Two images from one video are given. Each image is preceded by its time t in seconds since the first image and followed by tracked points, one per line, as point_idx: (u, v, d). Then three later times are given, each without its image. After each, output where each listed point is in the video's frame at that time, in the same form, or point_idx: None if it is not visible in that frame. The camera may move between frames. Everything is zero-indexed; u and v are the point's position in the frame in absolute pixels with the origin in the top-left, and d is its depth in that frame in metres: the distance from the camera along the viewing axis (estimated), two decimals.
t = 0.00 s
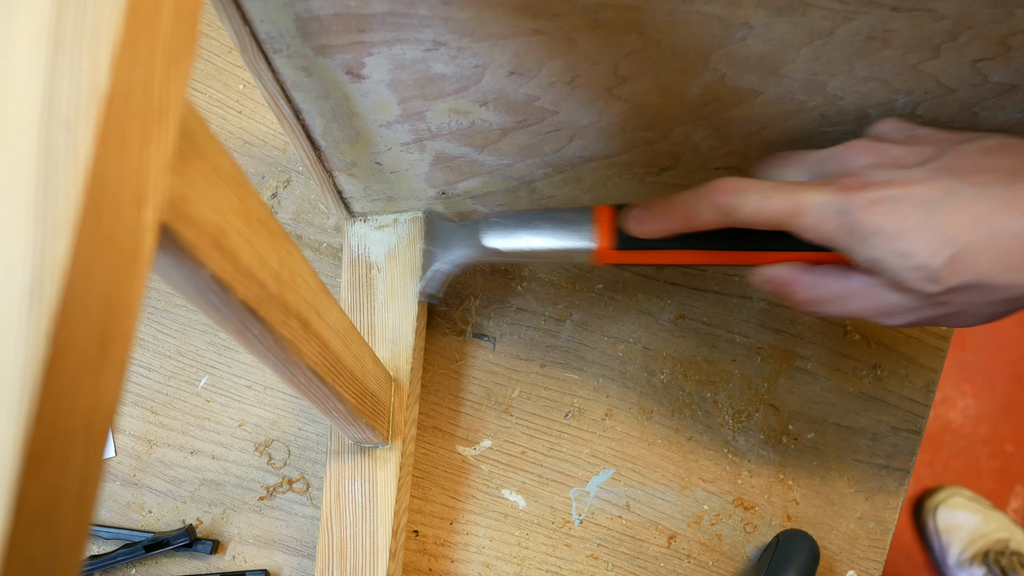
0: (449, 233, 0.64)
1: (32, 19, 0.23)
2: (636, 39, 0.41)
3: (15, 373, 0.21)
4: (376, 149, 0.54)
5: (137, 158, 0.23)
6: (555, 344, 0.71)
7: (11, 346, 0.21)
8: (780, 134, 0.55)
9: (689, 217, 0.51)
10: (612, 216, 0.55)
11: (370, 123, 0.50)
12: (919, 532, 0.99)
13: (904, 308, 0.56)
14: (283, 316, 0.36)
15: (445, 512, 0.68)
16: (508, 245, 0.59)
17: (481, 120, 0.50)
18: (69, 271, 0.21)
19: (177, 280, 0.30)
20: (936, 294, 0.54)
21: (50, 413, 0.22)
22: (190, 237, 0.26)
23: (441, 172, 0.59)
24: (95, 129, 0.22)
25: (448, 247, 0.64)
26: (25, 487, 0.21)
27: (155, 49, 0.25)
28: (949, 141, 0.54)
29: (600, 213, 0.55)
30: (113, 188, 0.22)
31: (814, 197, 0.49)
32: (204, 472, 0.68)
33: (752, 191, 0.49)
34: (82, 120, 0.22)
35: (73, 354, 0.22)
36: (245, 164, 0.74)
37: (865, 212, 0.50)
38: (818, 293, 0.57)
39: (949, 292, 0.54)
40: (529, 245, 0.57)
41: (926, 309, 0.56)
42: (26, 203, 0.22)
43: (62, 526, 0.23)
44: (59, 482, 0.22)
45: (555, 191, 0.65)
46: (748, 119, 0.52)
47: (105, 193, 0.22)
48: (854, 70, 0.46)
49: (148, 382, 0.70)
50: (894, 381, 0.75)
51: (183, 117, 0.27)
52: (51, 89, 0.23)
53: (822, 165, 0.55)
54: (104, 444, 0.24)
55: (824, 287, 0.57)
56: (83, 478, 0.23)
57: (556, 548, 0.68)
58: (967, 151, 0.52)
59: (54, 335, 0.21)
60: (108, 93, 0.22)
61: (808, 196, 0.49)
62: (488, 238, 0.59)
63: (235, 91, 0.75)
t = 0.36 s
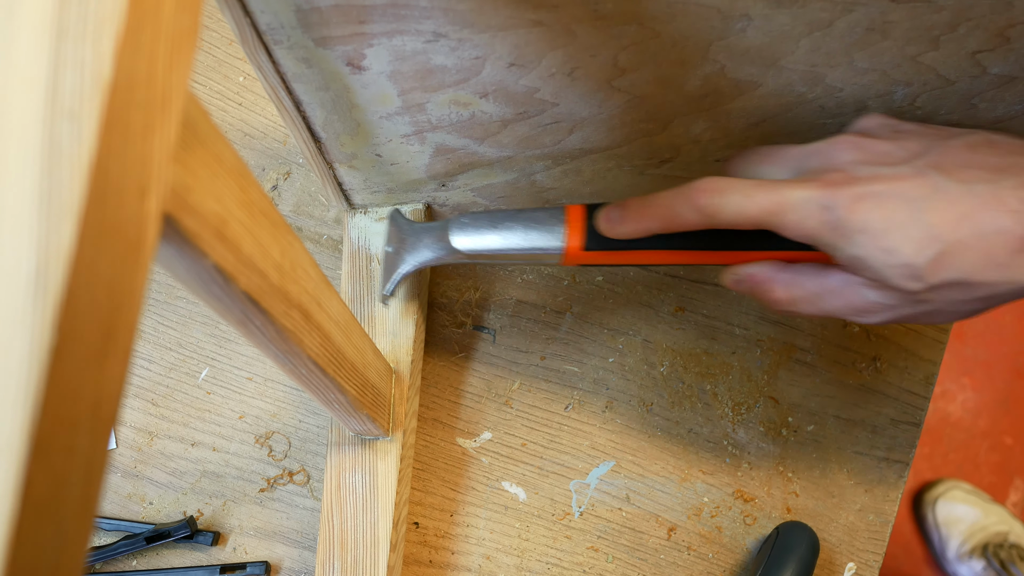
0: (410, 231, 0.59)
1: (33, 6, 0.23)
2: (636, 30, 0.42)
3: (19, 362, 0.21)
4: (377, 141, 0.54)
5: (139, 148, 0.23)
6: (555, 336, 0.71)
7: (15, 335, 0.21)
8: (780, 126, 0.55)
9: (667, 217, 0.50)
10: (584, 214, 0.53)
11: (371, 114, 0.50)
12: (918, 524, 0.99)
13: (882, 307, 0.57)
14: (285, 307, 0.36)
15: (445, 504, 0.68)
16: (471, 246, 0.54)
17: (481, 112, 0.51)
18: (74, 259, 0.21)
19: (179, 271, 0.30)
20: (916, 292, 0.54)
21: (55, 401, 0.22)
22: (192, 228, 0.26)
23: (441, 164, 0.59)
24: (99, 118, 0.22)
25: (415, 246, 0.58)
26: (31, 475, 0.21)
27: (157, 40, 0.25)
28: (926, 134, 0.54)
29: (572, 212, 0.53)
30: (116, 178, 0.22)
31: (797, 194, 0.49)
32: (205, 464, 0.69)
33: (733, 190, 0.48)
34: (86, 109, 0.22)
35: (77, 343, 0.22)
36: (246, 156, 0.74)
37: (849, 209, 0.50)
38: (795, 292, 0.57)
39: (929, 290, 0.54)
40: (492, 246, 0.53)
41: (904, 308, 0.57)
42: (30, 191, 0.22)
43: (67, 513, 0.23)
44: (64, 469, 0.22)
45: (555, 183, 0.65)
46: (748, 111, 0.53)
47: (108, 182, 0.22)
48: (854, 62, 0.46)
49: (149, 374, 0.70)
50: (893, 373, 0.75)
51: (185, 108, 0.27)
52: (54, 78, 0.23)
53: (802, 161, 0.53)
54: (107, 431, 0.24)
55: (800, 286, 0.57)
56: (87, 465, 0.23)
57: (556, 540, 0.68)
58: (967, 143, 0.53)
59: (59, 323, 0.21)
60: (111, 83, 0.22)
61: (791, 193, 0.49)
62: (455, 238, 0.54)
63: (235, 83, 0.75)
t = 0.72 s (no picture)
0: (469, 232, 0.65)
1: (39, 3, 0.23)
2: (641, 29, 0.42)
3: (24, 359, 0.21)
4: (381, 139, 0.54)
5: (144, 146, 0.23)
6: (558, 335, 0.71)
7: (20, 331, 0.21)
8: (785, 124, 0.55)
9: (709, 215, 0.52)
10: (629, 213, 0.55)
11: (375, 113, 0.50)
12: (922, 523, 0.99)
13: (922, 303, 0.57)
14: (289, 305, 0.36)
15: (448, 502, 0.68)
16: (525, 244, 0.59)
17: (485, 111, 0.50)
18: (78, 257, 0.21)
19: (183, 268, 0.30)
20: (957, 289, 0.54)
21: (60, 398, 0.22)
22: (196, 225, 0.26)
23: (445, 162, 0.59)
24: (104, 115, 0.22)
25: (471, 244, 0.64)
26: (36, 472, 0.21)
27: (162, 38, 0.25)
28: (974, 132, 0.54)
29: (618, 211, 0.55)
30: (120, 175, 0.22)
31: (832, 192, 0.50)
32: (209, 461, 0.69)
33: (774, 188, 0.50)
34: (91, 107, 0.22)
35: (81, 340, 0.22)
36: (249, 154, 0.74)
37: (886, 205, 0.51)
38: (838, 288, 0.58)
39: (969, 286, 0.54)
40: (545, 242, 0.58)
41: (945, 304, 0.57)
42: (35, 189, 0.22)
43: (72, 510, 0.23)
44: (68, 466, 0.22)
45: (559, 181, 0.65)
46: (752, 109, 0.53)
47: (113, 180, 0.22)
48: (859, 60, 0.46)
49: (152, 372, 0.70)
50: (897, 372, 0.75)
51: (190, 105, 0.27)
52: (60, 76, 0.23)
53: (842, 160, 0.55)
54: (112, 429, 0.24)
55: (842, 282, 0.58)
56: (91, 463, 0.23)
57: (559, 539, 0.68)
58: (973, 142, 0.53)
59: (64, 321, 0.21)
60: (116, 80, 0.22)
61: (826, 190, 0.50)
62: (511, 237, 0.59)
63: (239, 81, 0.75)
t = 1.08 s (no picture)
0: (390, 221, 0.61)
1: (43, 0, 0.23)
2: (643, 28, 0.42)
3: (28, 355, 0.21)
4: (383, 137, 0.54)
5: (148, 143, 0.23)
6: (561, 333, 0.71)
7: (24, 328, 0.21)
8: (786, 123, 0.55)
9: (622, 205, 0.51)
10: (550, 203, 0.55)
11: (378, 111, 0.50)
12: (924, 522, 0.99)
13: (836, 295, 0.56)
14: (291, 303, 0.36)
15: (450, 500, 0.68)
16: (443, 234, 0.56)
17: (488, 109, 0.51)
18: (83, 253, 0.21)
19: (186, 265, 0.30)
20: (868, 280, 0.54)
21: (64, 395, 0.22)
22: (199, 223, 0.26)
23: (447, 160, 0.59)
24: (108, 112, 0.22)
25: (391, 234, 0.60)
26: (40, 468, 0.21)
27: (166, 36, 0.25)
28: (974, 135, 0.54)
29: (539, 201, 0.55)
30: (124, 171, 0.22)
31: (748, 182, 0.50)
32: (211, 460, 0.69)
33: (687, 178, 0.49)
34: (95, 104, 0.22)
35: (84, 337, 0.22)
36: (253, 152, 0.74)
37: (799, 196, 0.51)
38: (753, 282, 0.57)
39: (879, 278, 0.54)
40: (464, 233, 0.55)
41: (859, 296, 0.57)
42: (39, 186, 0.22)
43: (75, 507, 0.23)
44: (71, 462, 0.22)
45: (562, 180, 0.65)
46: (754, 108, 0.53)
47: (116, 177, 0.22)
48: (860, 59, 0.46)
49: (154, 371, 0.70)
50: (899, 370, 0.75)
51: (193, 103, 0.27)
52: (64, 73, 0.23)
53: (760, 150, 0.54)
54: (116, 425, 0.24)
55: (758, 276, 0.57)
56: (94, 459, 0.23)
57: (561, 537, 0.68)
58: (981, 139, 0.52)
59: (68, 317, 0.21)
60: (120, 78, 0.22)
61: (741, 181, 0.50)
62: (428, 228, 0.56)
63: (242, 80, 0.75)
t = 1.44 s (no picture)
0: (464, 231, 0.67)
1: (43, 4, 0.23)
2: (643, 33, 0.42)
3: (26, 360, 0.21)
4: (383, 141, 0.54)
5: (147, 147, 0.23)
6: (560, 338, 0.71)
7: (22, 333, 0.21)
8: (787, 128, 0.55)
9: (704, 216, 0.52)
10: (627, 214, 0.55)
11: (378, 116, 0.50)
12: (923, 529, 0.99)
13: (919, 307, 0.56)
14: (290, 307, 0.36)
15: (449, 506, 0.68)
16: (523, 243, 0.61)
17: (488, 114, 0.51)
18: (81, 258, 0.21)
19: (185, 269, 0.30)
20: (953, 292, 0.53)
21: (62, 399, 0.21)
22: (198, 227, 0.26)
23: (447, 165, 0.59)
24: (108, 117, 0.22)
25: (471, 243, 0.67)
26: (37, 473, 0.21)
27: (166, 41, 0.25)
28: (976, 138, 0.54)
29: (617, 211, 0.55)
30: (123, 176, 0.22)
31: (828, 193, 0.50)
32: (210, 464, 0.69)
33: (766, 188, 0.50)
34: (95, 109, 0.22)
35: (82, 341, 0.22)
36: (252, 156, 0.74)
37: (882, 207, 0.50)
38: (834, 292, 0.57)
39: (964, 290, 0.53)
40: (547, 242, 0.59)
41: (943, 308, 0.56)
42: (37, 191, 0.22)
43: (72, 512, 0.23)
44: (69, 467, 0.22)
45: (562, 185, 0.65)
46: (755, 114, 0.53)
47: (116, 182, 0.22)
48: (861, 65, 0.46)
49: (153, 373, 0.70)
50: (898, 377, 0.75)
51: (194, 107, 0.27)
52: (64, 78, 0.23)
53: (839, 162, 0.55)
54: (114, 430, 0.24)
55: (839, 286, 0.57)
56: (92, 464, 0.23)
57: (560, 543, 0.68)
58: (982, 146, 0.52)
59: (66, 322, 0.21)
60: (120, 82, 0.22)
61: (822, 192, 0.50)
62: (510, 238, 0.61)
63: (242, 84, 0.75)
